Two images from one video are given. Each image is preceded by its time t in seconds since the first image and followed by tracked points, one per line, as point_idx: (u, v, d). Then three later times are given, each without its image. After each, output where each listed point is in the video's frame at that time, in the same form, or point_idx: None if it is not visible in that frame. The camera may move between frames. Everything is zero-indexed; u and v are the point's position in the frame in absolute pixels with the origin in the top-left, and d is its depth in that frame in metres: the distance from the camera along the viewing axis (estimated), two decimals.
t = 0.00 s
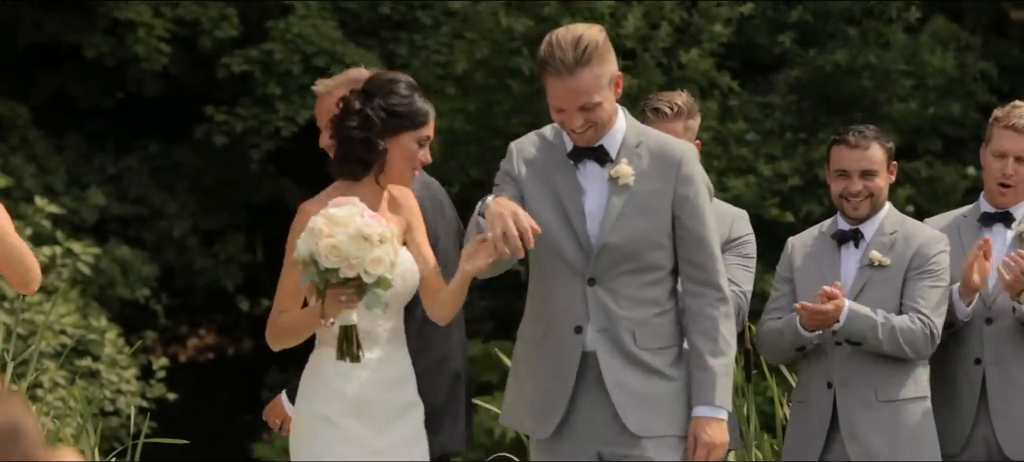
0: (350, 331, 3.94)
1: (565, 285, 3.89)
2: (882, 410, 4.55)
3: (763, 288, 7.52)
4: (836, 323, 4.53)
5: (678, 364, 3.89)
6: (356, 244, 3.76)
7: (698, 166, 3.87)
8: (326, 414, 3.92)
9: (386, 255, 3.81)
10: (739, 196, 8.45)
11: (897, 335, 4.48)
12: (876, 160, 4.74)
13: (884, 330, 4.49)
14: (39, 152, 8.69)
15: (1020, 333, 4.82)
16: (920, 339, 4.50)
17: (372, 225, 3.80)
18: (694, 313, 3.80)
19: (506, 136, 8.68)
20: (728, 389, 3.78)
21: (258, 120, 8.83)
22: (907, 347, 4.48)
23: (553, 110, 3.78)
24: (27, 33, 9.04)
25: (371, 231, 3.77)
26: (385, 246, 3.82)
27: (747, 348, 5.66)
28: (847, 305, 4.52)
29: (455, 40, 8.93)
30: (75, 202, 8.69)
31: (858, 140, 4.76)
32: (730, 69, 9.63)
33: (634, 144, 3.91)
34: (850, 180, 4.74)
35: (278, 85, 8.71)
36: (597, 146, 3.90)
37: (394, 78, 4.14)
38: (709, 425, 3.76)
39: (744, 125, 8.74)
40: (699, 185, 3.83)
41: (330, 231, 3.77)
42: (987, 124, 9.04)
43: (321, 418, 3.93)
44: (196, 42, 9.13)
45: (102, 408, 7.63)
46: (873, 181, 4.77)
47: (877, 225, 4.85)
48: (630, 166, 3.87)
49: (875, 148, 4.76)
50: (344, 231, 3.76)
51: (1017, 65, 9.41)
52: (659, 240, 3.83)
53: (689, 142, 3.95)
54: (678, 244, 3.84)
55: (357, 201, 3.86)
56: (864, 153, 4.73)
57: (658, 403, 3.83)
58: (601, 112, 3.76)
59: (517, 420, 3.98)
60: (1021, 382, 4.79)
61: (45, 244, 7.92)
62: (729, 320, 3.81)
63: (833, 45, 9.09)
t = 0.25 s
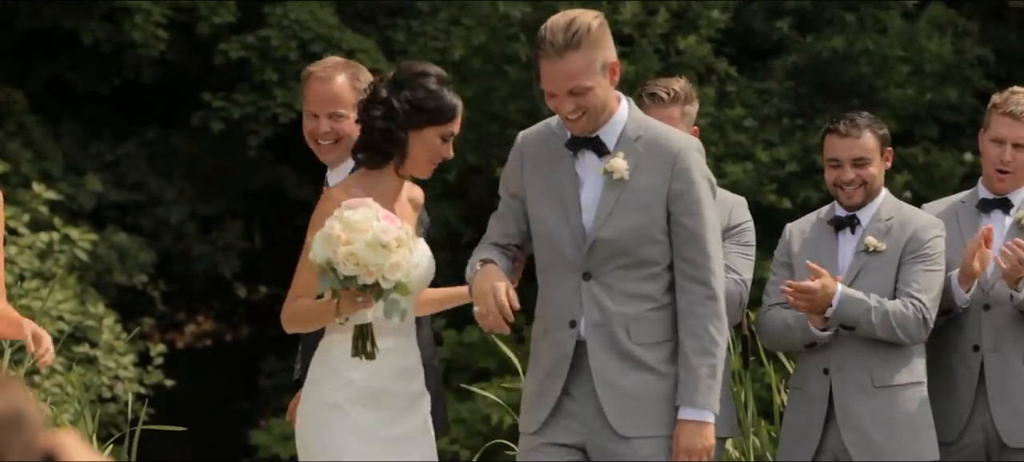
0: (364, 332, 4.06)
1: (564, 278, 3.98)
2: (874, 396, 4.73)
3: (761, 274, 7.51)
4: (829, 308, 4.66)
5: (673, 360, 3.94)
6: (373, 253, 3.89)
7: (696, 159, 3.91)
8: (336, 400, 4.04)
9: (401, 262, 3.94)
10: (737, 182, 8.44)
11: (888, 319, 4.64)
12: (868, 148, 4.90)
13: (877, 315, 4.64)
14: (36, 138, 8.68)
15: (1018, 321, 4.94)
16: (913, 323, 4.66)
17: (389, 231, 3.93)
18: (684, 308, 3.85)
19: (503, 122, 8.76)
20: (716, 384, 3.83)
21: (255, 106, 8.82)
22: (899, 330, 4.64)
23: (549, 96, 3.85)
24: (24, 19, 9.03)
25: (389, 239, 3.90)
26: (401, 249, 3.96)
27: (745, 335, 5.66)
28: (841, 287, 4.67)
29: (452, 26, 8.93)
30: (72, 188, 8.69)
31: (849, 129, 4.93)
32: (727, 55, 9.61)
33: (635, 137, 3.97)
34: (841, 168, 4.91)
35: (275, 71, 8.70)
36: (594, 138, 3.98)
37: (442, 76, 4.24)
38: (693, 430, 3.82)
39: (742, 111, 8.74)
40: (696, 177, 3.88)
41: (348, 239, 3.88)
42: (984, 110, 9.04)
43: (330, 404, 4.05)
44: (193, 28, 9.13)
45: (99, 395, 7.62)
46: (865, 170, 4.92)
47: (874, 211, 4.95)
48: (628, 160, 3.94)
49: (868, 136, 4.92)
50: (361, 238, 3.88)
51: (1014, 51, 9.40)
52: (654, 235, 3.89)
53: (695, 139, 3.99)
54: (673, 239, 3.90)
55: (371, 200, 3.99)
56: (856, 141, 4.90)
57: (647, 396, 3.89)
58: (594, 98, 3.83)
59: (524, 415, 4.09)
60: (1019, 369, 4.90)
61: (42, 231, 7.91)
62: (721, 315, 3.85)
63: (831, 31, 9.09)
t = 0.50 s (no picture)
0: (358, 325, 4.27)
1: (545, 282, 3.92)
2: (875, 386, 4.84)
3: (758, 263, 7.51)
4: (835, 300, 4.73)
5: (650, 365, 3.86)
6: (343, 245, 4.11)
7: (674, 159, 3.83)
8: (349, 382, 4.26)
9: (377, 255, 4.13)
10: (734, 171, 8.43)
11: (893, 312, 4.72)
12: (862, 138, 4.91)
13: (882, 307, 4.71)
14: (33, 127, 8.69)
15: (1014, 309, 4.95)
16: (916, 314, 4.75)
17: (362, 225, 4.13)
18: (656, 311, 3.77)
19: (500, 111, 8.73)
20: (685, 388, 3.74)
21: (252, 95, 8.83)
22: (903, 322, 4.73)
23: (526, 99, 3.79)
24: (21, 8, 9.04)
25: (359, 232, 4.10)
26: (378, 242, 4.16)
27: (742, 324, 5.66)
28: (848, 282, 4.72)
29: (449, 15, 8.93)
30: (70, 177, 8.69)
31: (843, 119, 4.93)
32: (724, 43, 9.61)
33: (615, 137, 3.89)
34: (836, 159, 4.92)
35: (272, 60, 8.71)
36: (572, 140, 3.91)
37: (476, 86, 4.30)
38: (646, 427, 3.72)
39: (739, 100, 8.75)
40: (671, 177, 3.80)
41: (324, 231, 4.14)
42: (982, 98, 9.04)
43: (344, 386, 4.28)
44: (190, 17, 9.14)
45: (96, 384, 7.61)
46: (859, 159, 4.94)
47: (869, 201, 5.02)
48: (606, 160, 3.86)
49: (861, 126, 4.92)
50: (335, 232, 4.12)
51: (1012, 39, 9.40)
52: (630, 236, 3.82)
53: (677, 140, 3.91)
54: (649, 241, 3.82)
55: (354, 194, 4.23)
56: (849, 131, 4.91)
57: (618, 401, 3.82)
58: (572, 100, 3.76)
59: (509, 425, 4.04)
60: (1016, 358, 4.92)
61: (39, 219, 7.91)
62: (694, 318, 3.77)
63: (828, 19, 9.09)
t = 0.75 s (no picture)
0: (330, 319, 4.53)
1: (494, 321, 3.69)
2: (873, 378, 4.86)
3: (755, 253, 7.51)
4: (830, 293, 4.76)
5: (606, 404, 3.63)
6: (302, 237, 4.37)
7: (622, 187, 3.61)
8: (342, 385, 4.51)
9: (337, 244, 4.38)
10: (731, 161, 8.45)
11: (889, 303, 4.75)
12: (859, 127, 4.93)
13: (878, 300, 4.74)
14: (30, 117, 8.69)
15: (1010, 300, 4.96)
16: (912, 305, 4.77)
17: (320, 215, 4.38)
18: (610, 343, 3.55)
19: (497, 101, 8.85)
20: (642, 424, 3.52)
21: (249, 86, 8.82)
22: (899, 314, 4.76)
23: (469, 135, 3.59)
24: None
25: (316, 221, 4.36)
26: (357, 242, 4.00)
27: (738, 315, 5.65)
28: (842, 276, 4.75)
29: (446, 5, 8.93)
30: (66, 167, 8.69)
31: (839, 108, 4.96)
32: (721, 34, 9.61)
33: (561, 167, 3.67)
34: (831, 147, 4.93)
35: (269, 50, 8.70)
36: (520, 172, 3.68)
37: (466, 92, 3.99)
38: None
39: (736, 90, 8.74)
40: (618, 204, 3.58)
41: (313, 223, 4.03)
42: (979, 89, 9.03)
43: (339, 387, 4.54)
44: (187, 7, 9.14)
45: (93, 375, 7.61)
46: (855, 149, 4.95)
47: (866, 192, 5.02)
48: (552, 190, 3.64)
49: (858, 116, 4.95)
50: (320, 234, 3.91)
51: (1010, 30, 9.39)
52: (579, 267, 3.60)
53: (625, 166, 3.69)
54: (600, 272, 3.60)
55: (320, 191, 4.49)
56: (846, 121, 4.93)
57: (574, 441, 3.58)
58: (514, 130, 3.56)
59: None
60: (1012, 348, 4.93)
61: (36, 210, 7.90)
62: (650, 351, 3.55)
63: (825, 10, 9.09)
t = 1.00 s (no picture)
0: (303, 310, 4.60)
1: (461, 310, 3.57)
2: (868, 368, 4.94)
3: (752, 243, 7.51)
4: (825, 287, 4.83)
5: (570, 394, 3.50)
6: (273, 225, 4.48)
7: (576, 175, 3.45)
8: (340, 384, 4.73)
9: (308, 233, 4.46)
10: (728, 151, 8.46)
11: (883, 294, 4.81)
12: (856, 117, 4.97)
13: (872, 291, 4.81)
14: (27, 107, 8.68)
15: (1008, 289, 5.01)
16: (907, 294, 4.82)
17: (291, 205, 4.48)
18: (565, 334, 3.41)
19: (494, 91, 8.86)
20: (597, 416, 3.37)
21: (246, 76, 8.82)
22: (894, 303, 4.81)
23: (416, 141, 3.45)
24: None
25: (285, 209, 4.47)
26: (310, 224, 4.48)
27: (735, 305, 5.66)
28: (834, 267, 4.83)
29: None
30: (63, 157, 8.69)
31: (836, 98, 5.00)
32: (719, 24, 9.60)
33: (519, 155, 3.51)
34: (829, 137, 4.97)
35: (265, 40, 8.70)
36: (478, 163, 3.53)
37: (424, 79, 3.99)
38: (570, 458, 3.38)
39: (734, 81, 8.74)
40: (570, 193, 3.42)
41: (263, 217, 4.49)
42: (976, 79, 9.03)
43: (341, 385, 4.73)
44: None
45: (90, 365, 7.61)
46: (853, 139, 4.99)
47: (863, 182, 5.05)
48: (508, 179, 3.49)
49: (855, 106, 4.98)
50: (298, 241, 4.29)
51: (1007, 20, 9.39)
52: (534, 257, 3.47)
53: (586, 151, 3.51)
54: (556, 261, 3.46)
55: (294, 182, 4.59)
56: (843, 111, 4.97)
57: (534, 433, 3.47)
58: (451, 137, 3.40)
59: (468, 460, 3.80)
60: (1010, 337, 4.99)
61: (32, 200, 7.90)
62: (607, 341, 3.39)
63: None
